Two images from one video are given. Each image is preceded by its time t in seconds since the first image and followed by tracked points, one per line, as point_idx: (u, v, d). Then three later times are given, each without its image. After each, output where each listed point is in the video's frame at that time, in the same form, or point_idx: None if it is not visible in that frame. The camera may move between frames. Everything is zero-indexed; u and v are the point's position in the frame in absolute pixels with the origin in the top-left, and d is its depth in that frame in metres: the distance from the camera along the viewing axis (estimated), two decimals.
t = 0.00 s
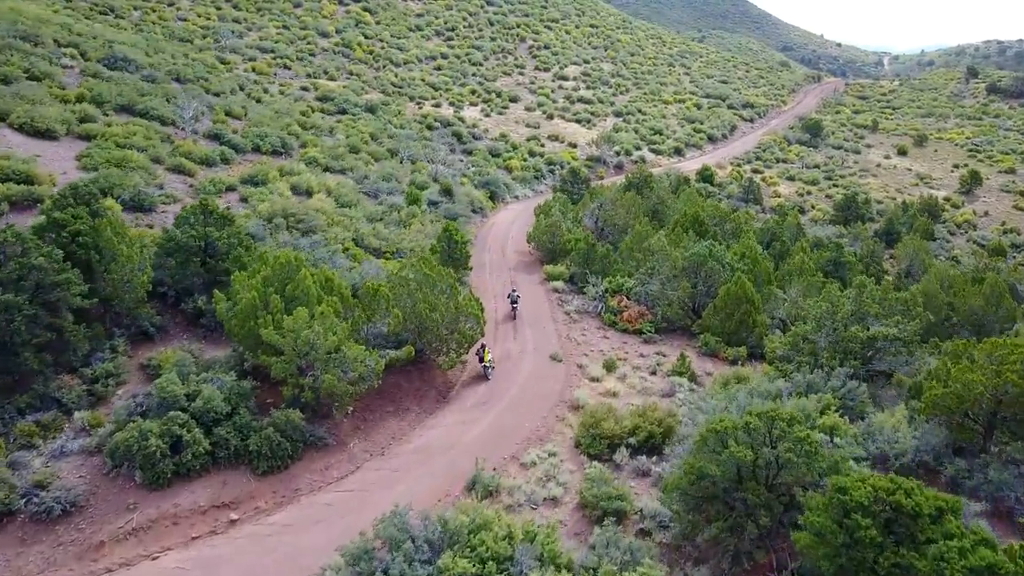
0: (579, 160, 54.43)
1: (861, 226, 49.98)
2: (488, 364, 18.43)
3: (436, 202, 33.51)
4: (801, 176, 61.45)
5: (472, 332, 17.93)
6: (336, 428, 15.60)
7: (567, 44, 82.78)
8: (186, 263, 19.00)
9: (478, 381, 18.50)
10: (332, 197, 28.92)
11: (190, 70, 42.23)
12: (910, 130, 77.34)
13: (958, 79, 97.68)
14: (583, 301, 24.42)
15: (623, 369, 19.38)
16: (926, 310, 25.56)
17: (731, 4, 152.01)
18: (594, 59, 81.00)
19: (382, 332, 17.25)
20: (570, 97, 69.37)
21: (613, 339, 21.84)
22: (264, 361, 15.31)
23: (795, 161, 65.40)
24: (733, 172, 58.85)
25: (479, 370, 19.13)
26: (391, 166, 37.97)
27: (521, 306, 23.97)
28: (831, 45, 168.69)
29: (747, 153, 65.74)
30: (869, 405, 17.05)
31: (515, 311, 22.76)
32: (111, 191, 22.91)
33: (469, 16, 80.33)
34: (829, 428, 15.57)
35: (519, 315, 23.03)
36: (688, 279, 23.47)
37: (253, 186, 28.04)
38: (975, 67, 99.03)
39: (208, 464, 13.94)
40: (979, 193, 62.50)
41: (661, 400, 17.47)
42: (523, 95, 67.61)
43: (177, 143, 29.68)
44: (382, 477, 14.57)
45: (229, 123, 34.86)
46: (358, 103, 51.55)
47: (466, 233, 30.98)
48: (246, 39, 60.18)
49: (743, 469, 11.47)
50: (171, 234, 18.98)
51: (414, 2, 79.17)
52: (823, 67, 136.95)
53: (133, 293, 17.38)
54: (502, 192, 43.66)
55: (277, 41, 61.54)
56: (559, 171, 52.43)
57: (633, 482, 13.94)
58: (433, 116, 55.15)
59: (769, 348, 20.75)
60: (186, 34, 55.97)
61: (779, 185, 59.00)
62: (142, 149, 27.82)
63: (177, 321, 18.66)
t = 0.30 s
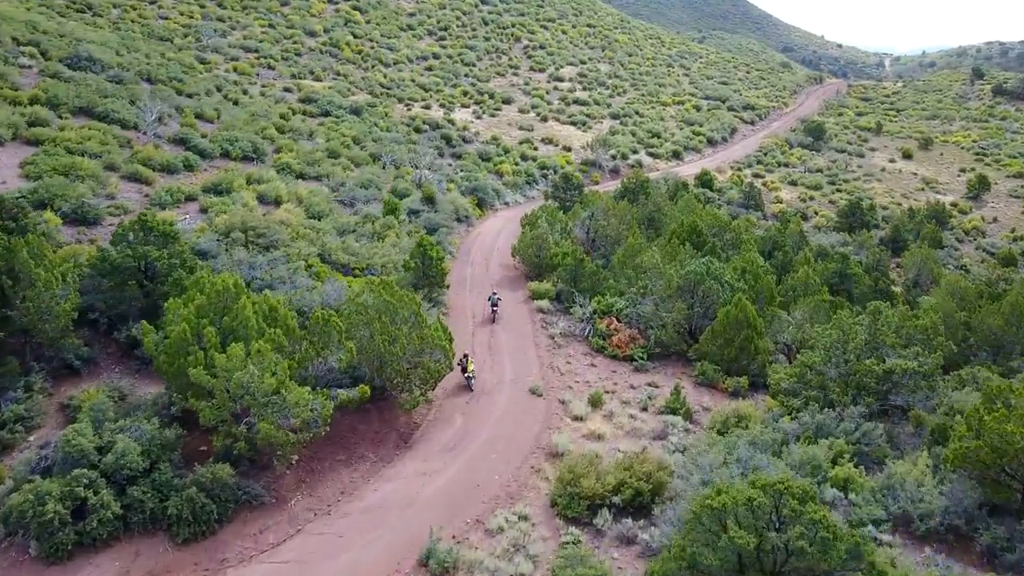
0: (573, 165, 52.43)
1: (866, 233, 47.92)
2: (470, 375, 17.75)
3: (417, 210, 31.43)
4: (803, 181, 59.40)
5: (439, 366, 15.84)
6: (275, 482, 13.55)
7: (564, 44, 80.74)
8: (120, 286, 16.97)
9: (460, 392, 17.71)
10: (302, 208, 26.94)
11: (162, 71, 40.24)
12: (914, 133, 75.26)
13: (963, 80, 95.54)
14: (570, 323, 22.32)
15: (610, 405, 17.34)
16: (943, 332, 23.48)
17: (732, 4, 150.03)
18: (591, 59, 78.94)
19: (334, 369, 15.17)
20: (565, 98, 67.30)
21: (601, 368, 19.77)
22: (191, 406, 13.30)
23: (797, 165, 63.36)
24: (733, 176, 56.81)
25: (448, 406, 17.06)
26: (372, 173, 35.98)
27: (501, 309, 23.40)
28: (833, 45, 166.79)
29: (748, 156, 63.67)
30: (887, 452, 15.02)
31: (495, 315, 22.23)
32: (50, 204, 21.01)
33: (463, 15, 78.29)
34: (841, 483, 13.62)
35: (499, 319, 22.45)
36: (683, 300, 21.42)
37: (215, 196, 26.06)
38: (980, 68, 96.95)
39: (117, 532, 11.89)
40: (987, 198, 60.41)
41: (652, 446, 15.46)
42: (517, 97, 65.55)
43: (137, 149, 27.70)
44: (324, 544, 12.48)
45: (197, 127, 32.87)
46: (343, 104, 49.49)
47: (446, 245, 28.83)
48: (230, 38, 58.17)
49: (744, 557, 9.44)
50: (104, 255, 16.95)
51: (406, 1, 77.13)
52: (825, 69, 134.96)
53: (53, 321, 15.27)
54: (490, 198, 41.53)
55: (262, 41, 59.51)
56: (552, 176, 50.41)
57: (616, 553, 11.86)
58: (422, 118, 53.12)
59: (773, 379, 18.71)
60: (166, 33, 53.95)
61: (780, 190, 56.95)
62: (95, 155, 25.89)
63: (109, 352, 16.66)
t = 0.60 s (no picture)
0: (568, 170, 50.41)
1: (874, 242, 45.90)
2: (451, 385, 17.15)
3: (397, 220, 29.35)
4: (807, 186, 57.35)
5: (401, 412, 13.76)
6: (200, 556, 11.46)
7: (561, 44, 78.65)
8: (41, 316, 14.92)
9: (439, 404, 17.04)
10: (269, 221, 24.90)
11: (133, 71, 38.20)
12: (920, 136, 73.19)
13: (969, 81, 93.44)
14: (557, 349, 20.22)
15: (597, 451, 15.29)
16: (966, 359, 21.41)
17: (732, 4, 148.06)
18: (588, 60, 76.86)
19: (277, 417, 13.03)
20: (561, 99, 65.17)
21: (590, 404, 17.68)
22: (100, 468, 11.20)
23: (800, 169, 61.30)
24: (735, 181, 54.76)
25: (414, 452, 15.01)
26: (353, 180, 33.95)
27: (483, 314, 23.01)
28: (834, 46, 164.83)
29: (749, 160, 61.62)
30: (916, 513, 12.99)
31: (477, 318, 21.88)
32: None
33: (457, 14, 76.18)
34: (867, 556, 11.31)
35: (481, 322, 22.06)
36: (682, 326, 19.37)
37: (173, 207, 24.02)
38: (986, 69, 94.88)
39: None
40: (997, 203, 58.33)
41: (645, 506, 13.41)
42: (511, 98, 63.46)
43: (92, 155, 25.65)
44: None
45: (163, 130, 30.81)
46: (328, 106, 47.42)
47: (425, 259, 26.75)
48: (213, 37, 56.10)
49: None
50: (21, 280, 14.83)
51: None
52: (826, 70, 132.95)
53: None
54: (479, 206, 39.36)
55: (247, 40, 57.45)
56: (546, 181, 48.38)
57: None
58: (411, 120, 51.02)
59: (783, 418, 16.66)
60: (145, 31, 51.92)
61: (783, 196, 54.91)
62: (42, 162, 23.88)
63: (29, 391, 14.61)
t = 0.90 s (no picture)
0: (564, 175, 48.34)
1: (882, 251, 43.87)
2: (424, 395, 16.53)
3: (377, 232, 27.19)
4: (813, 191, 55.30)
5: (354, 476, 11.66)
6: None
7: (558, 44, 76.56)
8: None
9: (409, 413, 16.41)
10: (233, 236, 22.85)
11: (102, 72, 36.16)
12: (927, 139, 71.10)
13: (976, 82, 91.37)
14: (545, 381, 18.13)
15: (588, 513, 13.20)
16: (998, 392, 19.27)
17: (733, 5, 146.23)
18: (586, 60, 74.77)
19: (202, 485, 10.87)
20: (558, 100, 63.07)
21: (580, 450, 15.58)
22: None
23: (805, 174, 59.23)
24: (737, 186, 52.70)
25: (374, 515, 12.93)
26: (333, 189, 31.89)
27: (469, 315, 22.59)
28: (834, 46, 162.98)
29: (752, 164, 59.55)
30: None
31: (462, 321, 21.40)
32: None
33: (451, 13, 74.09)
34: None
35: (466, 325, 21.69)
36: (685, 358, 17.30)
37: (126, 221, 21.95)
38: (993, 70, 92.82)
39: None
40: (1009, 209, 56.25)
41: None
42: (506, 99, 61.37)
43: (41, 163, 23.62)
44: None
45: (126, 135, 28.76)
46: (312, 108, 45.31)
47: (405, 275, 24.59)
48: (196, 36, 54.03)
49: None
50: None
51: None
52: (828, 71, 131.06)
53: None
54: (468, 214, 37.13)
55: (231, 39, 55.33)
56: (541, 187, 46.33)
57: None
58: (400, 122, 48.92)
59: (801, 470, 14.56)
60: (123, 30, 49.81)
61: (788, 201, 52.85)
62: None
63: None
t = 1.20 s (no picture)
0: (558, 181, 46.30)
1: (891, 261, 41.89)
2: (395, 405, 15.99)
3: (354, 246, 25.14)
4: (817, 196, 53.28)
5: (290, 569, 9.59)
6: None
7: (554, 44, 74.46)
8: None
9: (377, 424, 15.89)
10: (189, 255, 20.77)
11: (66, 73, 34.00)
12: (933, 142, 69.13)
13: (980, 83, 89.39)
14: (531, 423, 16.05)
15: None
16: None
17: (731, 4, 144.35)
18: (583, 60, 72.67)
19: None
20: (553, 102, 60.96)
21: (570, 511, 13.52)
22: None
23: (809, 178, 57.20)
24: (739, 192, 50.71)
25: None
26: (309, 199, 29.78)
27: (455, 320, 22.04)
28: (833, 47, 161.16)
29: (754, 167, 57.51)
30: None
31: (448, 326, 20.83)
32: None
33: (444, 11, 71.94)
34: None
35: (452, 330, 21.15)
36: (690, 399, 15.25)
37: (68, 238, 19.83)
38: (998, 70, 90.85)
39: None
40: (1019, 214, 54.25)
41: None
42: (499, 100, 59.23)
43: None
44: None
45: (83, 140, 26.64)
46: (295, 110, 43.15)
47: (382, 294, 22.47)
48: (176, 35, 51.83)
49: None
50: None
51: None
52: (828, 71, 129.25)
53: None
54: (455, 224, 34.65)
55: (213, 38, 53.10)
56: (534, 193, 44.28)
57: None
58: (388, 125, 46.78)
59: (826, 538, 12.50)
60: (98, 27, 47.54)
61: (792, 207, 50.81)
62: None
63: None
